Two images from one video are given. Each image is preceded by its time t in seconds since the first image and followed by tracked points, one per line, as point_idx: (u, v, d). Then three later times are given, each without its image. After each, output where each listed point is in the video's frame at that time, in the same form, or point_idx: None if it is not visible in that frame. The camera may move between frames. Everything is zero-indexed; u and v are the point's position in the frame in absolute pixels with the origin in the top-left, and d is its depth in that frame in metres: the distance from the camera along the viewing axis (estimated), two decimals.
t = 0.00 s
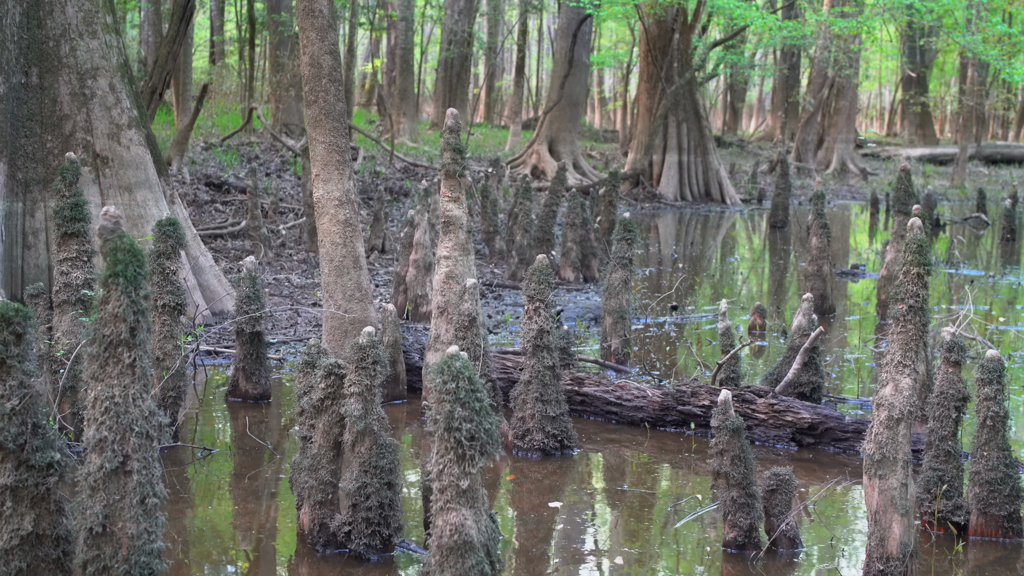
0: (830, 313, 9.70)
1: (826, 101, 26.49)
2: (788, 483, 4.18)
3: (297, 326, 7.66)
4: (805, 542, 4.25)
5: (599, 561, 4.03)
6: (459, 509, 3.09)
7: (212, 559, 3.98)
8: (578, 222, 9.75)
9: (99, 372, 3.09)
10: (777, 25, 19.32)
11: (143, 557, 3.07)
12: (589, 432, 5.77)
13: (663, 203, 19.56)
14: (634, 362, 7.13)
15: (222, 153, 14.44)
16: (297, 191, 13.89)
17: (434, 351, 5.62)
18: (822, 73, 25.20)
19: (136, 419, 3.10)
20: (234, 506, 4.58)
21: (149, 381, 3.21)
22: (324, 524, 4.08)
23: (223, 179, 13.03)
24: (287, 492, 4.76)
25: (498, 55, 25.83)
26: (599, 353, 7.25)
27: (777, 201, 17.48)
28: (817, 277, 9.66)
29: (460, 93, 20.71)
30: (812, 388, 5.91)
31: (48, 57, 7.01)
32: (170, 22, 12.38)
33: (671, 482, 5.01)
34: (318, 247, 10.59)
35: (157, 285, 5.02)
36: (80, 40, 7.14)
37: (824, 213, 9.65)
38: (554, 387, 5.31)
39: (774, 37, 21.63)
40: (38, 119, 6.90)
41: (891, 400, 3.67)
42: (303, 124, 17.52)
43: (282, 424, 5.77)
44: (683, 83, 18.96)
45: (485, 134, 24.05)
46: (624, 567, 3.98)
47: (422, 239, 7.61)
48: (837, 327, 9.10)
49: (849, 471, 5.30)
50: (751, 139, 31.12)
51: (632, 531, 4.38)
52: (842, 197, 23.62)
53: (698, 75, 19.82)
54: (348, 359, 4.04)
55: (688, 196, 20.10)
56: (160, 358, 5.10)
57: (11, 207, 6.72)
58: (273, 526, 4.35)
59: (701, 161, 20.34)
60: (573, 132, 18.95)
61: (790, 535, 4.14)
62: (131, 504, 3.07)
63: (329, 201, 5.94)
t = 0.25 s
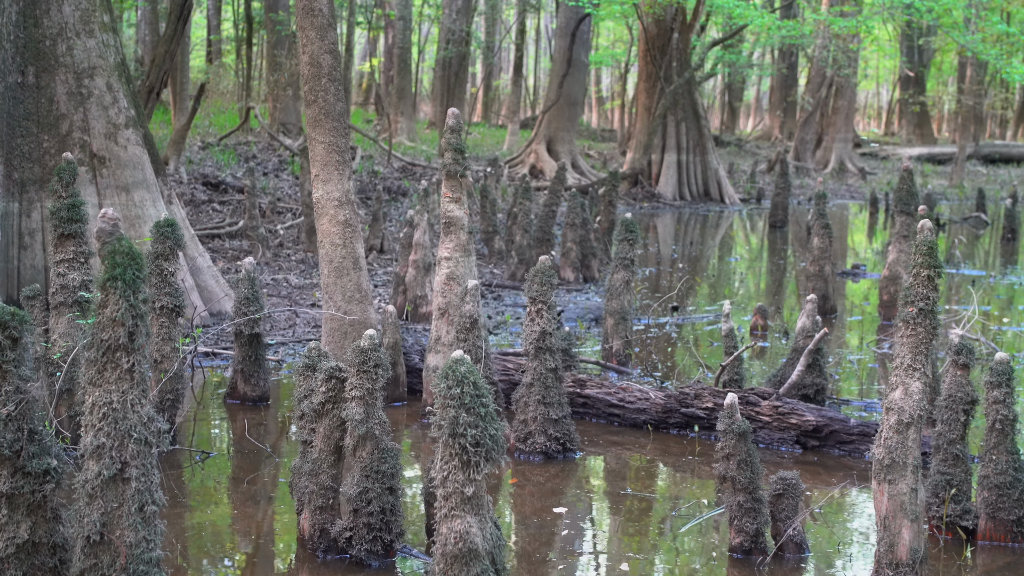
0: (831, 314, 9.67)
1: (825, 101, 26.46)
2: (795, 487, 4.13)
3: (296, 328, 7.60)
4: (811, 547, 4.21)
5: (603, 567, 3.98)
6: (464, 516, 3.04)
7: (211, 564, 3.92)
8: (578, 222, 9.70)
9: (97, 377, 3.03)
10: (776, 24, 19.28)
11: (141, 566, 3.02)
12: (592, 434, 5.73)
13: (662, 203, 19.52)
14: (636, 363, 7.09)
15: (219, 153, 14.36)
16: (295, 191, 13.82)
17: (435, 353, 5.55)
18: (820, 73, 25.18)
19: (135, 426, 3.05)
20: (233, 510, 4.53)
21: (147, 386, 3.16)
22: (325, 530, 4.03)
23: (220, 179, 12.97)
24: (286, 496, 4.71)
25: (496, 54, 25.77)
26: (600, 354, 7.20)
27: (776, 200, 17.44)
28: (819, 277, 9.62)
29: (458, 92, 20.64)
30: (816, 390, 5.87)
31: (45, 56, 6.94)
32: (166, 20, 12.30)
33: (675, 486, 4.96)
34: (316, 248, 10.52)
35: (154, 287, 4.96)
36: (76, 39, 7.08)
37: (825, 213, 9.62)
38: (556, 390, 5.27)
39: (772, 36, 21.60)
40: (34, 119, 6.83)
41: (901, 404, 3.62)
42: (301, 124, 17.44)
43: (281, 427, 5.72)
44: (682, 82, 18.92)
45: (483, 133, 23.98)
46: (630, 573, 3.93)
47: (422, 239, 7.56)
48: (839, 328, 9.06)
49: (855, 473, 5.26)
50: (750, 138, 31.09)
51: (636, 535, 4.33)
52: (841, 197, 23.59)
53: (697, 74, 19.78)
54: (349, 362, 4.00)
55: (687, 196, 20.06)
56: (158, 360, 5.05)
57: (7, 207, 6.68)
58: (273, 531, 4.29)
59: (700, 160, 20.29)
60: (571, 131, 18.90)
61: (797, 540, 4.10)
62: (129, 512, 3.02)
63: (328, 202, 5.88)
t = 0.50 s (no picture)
0: (834, 315, 9.62)
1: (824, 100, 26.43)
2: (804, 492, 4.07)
3: (294, 329, 7.54)
4: (819, 552, 4.15)
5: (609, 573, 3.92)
6: (469, 524, 2.98)
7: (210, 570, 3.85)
8: (578, 222, 9.64)
9: (94, 382, 2.97)
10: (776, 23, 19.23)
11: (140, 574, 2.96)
12: (594, 437, 5.67)
13: (661, 202, 19.47)
14: (638, 365, 7.03)
15: (216, 152, 14.28)
16: (292, 191, 13.75)
17: (436, 355, 5.47)
18: (819, 72, 25.14)
19: (132, 431, 2.98)
20: (232, 514, 4.46)
21: (145, 391, 3.09)
22: (325, 536, 3.97)
23: (218, 179, 12.89)
24: (285, 500, 4.64)
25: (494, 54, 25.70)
26: (601, 355, 7.14)
27: (776, 200, 17.39)
28: (821, 278, 9.57)
29: (456, 92, 20.57)
30: (821, 392, 5.82)
31: (41, 55, 6.86)
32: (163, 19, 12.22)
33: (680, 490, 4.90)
34: (314, 248, 10.45)
35: (152, 288, 4.89)
36: (73, 38, 6.99)
37: (827, 213, 9.57)
38: (559, 392, 5.21)
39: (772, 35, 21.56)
40: (30, 118, 6.78)
41: (912, 408, 3.57)
42: (298, 123, 17.36)
43: (280, 430, 5.65)
44: (681, 82, 18.86)
45: (481, 133, 23.93)
46: None
47: (422, 240, 7.50)
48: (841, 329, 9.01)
49: (861, 477, 5.21)
50: (748, 138, 31.06)
51: (641, 540, 4.27)
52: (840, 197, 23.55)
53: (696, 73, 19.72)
54: (351, 365, 3.93)
55: (686, 196, 20.01)
56: (156, 362, 4.98)
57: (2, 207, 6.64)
58: (272, 537, 4.22)
59: (699, 160, 20.24)
60: (570, 131, 18.85)
61: (805, 546, 4.04)
62: (126, 520, 2.95)
63: (328, 202, 5.82)
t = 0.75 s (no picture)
0: (835, 315, 9.58)
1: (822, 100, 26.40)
2: (811, 496, 4.02)
3: (292, 329, 7.47)
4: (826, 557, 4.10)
5: None
6: (474, 531, 2.92)
7: None
8: (578, 222, 9.58)
9: (90, 386, 2.90)
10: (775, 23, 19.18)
11: None
12: (596, 439, 5.62)
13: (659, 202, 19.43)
14: (639, 366, 6.97)
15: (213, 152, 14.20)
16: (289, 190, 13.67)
17: (437, 357, 5.40)
18: (818, 72, 25.10)
19: (129, 436, 2.92)
20: (230, 519, 4.39)
21: (143, 394, 3.02)
22: (325, 541, 3.91)
23: (215, 178, 12.82)
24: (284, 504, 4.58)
25: (492, 53, 25.63)
26: (603, 356, 7.09)
27: (775, 200, 17.35)
28: (823, 278, 9.52)
29: (454, 91, 20.49)
30: (825, 394, 5.77)
31: (37, 52, 6.78)
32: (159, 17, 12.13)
33: (683, 493, 4.85)
34: (312, 248, 10.38)
35: (149, 289, 4.84)
36: (69, 35, 6.89)
37: (829, 213, 9.52)
38: (562, 394, 5.16)
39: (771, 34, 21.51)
40: (26, 116, 6.73)
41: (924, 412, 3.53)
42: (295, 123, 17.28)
43: (279, 433, 5.58)
44: (680, 81, 18.80)
45: (479, 132, 23.86)
46: None
47: (421, 240, 7.44)
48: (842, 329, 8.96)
49: (866, 480, 5.16)
50: (745, 137, 31.02)
51: (646, 545, 4.21)
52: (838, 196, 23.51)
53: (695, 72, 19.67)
54: (352, 368, 3.87)
55: (684, 195, 19.97)
56: (153, 364, 4.92)
57: None
58: (271, 542, 4.16)
59: (698, 159, 20.19)
60: (568, 130, 18.79)
61: (813, 552, 3.97)
62: (123, 528, 2.89)
63: (327, 201, 5.75)
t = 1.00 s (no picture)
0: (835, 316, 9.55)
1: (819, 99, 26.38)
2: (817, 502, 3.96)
3: (290, 331, 7.41)
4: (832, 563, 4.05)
5: None
6: (478, 541, 2.87)
7: None
8: (577, 222, 9.53)
9: (85, 393, 2.84)
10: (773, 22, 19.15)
11: None
12: (597, 443, 5.57)
13: (657, 202, 19.41)
14: (640, 368, 6.92)
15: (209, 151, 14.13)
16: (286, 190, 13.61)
17: (436, 360, 5.33)
18: (815, 71, 25.08)
19: (125, 445, 2.86)
20: (228, 524, 4.34)
21: (138, 402, 2.96)
22: (325, 548, 3.85)
23: (211, 178, 12.75)
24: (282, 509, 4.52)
25: (489, 51, 25.57)
26: (603, 358, 7.04)
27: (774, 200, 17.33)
28: (823, 279, 9.48)
29: (451, 90, 20.42)
30: (828, 397, 5.73)
31: (32, 51, 6.71)
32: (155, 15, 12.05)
33: (686, 497, 4.80)
34: (309, 248, 10.32)
35: (145, 291, 4.77)
36: (65, 34, 6.81)
37: (829, 213, 9.48)
38: (563, 398, 5.11)
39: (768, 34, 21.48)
40: (21, 116, 6.66)
41: (934, 418, 3.49)
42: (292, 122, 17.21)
43: (276, 436, 5.53)
44: (677, 80, 18.76)
45: (475, 131, 23.80)
46: None
47: (420, 240, 7.38)
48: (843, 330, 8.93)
49: (870, 484, 5.12)
50: (742, 136, 31.01)
51: (649, 550, 4.16)
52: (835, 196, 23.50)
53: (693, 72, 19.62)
54: (352, 373, 3.81)
55: (682, 195, 19.94)
56: (149, 367, 4.85)
57: None
58: (269, 549, 4.11)
59: (696, 159, 20.16)
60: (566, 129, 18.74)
61: (819, 559, 3.92)
62: (119, 539, 2.84)
63: (325, 202, 5.69)
